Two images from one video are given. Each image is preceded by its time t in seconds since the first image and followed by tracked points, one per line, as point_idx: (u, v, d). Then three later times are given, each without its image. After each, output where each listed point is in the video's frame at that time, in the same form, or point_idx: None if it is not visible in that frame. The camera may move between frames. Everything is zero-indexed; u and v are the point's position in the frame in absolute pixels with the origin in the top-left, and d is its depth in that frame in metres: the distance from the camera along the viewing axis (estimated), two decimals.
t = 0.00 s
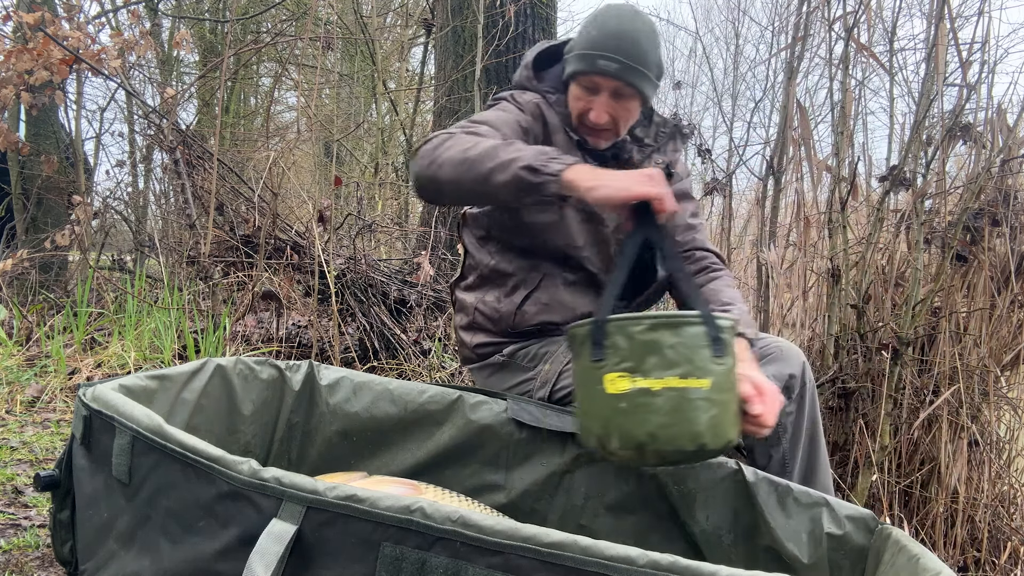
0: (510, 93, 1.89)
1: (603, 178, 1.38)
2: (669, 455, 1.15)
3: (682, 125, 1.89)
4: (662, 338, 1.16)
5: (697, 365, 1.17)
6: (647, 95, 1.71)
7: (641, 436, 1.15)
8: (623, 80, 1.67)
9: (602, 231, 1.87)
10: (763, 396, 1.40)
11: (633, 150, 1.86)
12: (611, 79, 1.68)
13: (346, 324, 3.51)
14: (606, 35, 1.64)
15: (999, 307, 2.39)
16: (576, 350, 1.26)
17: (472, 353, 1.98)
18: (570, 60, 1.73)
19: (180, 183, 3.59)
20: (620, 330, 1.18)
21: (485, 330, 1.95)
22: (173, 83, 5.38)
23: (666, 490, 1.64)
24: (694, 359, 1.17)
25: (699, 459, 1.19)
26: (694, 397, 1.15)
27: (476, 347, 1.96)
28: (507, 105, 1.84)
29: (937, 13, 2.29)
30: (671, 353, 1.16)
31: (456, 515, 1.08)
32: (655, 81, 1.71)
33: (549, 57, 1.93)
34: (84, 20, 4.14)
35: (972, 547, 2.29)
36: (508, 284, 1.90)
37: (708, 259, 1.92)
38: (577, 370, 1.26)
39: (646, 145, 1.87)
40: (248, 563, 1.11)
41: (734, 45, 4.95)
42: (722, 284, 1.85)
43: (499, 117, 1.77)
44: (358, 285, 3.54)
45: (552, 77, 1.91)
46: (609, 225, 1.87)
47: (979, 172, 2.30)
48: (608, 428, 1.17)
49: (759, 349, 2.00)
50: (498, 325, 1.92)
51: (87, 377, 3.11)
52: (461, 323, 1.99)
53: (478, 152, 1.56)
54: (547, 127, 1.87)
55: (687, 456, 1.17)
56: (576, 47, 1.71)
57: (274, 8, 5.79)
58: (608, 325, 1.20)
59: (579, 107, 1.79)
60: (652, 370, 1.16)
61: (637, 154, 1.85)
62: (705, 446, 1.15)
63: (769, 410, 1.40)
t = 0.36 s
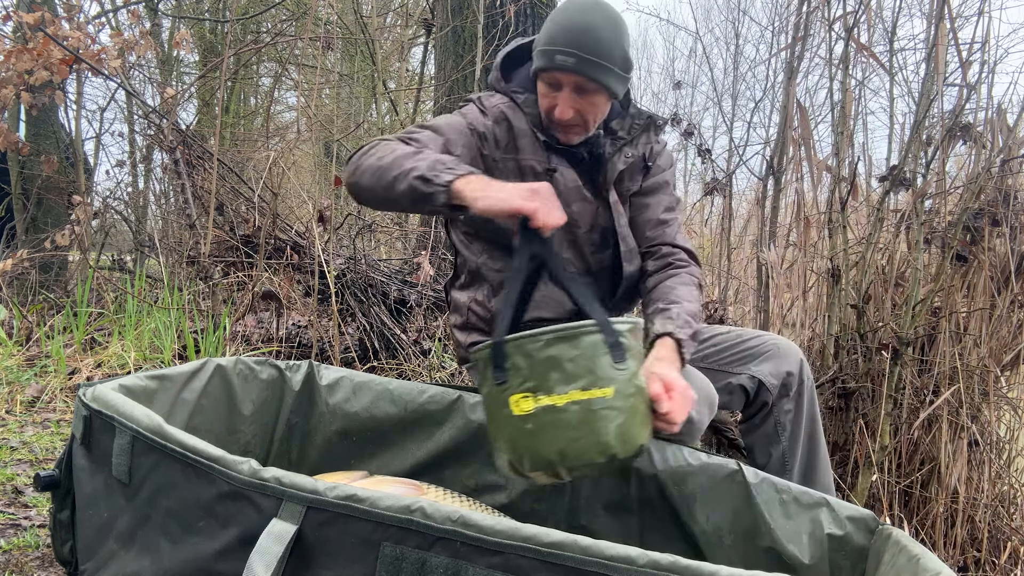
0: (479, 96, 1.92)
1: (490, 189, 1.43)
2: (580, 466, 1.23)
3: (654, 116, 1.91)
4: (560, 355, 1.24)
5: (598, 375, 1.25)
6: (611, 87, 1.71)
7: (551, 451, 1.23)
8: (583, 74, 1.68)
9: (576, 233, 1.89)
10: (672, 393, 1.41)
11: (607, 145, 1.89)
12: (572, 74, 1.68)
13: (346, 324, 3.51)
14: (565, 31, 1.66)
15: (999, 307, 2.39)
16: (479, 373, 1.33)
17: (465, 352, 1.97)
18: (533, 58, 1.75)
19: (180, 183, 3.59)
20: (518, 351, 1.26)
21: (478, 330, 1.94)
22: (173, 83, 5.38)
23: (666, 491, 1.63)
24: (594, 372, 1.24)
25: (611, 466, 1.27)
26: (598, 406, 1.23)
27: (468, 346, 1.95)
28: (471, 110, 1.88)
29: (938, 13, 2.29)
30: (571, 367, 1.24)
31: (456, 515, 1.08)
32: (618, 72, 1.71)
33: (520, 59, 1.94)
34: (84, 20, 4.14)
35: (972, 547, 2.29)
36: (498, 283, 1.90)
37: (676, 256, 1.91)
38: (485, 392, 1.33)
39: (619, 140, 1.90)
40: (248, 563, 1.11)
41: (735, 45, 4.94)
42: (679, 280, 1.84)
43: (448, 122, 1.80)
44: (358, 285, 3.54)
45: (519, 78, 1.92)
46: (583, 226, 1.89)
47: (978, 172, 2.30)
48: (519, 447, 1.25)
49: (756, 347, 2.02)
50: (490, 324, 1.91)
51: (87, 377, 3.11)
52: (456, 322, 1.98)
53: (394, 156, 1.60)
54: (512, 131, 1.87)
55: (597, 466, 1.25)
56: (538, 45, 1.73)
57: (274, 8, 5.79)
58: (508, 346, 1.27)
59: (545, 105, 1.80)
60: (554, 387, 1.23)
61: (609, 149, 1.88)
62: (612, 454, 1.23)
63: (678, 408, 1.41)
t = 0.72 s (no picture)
0: (465, 105, 1.96)
1: (413, 211, 1.45)
2: (522, 476, 1.26)
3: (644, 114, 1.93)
4: (490, 370, 1.31)
5: (531, 384, 1.30)
6: (591, 86, 1.74)
7: (494, 463, 1.26)
8: (561, 75, 1.71)
9: (564, 238, 1.92)
10: (611, 389, 1.43)
11: (595, 143, 1.90)
12: (551, 75, 1.71)
13: (347, 324, 3.51)
14: (543, 33, 1.70)
15: (999, 307, 2.39)
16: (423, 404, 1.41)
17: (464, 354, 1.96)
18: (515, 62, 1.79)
19: (180, 183, 3.59)
20: (451, 371, 1.33)
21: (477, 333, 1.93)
22: (172, 83, 5.38)
23: (666, 492, 1.63)
24: (526, 382, 1.30)
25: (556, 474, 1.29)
26: (534, 414, 1.28)
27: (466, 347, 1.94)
28: (452, 119, 1.91)
29: (938, 13, 2.29)
30: (502, 380, 1.30)
31: (456, 515, 1.08)
32: (598, 71, 1.74)
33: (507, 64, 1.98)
34: (84, 20, 4.15)
35: (972, 547, 2.29)
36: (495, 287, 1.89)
37: (660, 257, 1.89)
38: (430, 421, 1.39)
39: (608, 139, 1.91)
40: (248, 563, 1.11)
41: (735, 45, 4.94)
42: (658, 280, 1.82)
43: (422, 137, 1.83)
44: (358, 285, 3.55)
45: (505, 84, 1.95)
46: (570, 231, 1.92)
47: (978, 172, 2.30)
48: (463, 465, 1.29)
49: (754, 347, 2.02)
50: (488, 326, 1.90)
51: (87, 377, 3.11)
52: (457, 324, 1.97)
53: (351, 175, 1.64)
54: (494, 140, 1.89)
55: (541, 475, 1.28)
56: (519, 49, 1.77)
57: (274, 8, 5.79)
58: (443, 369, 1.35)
59: (528, 108, 1.83)
60: (489, 401, 1.30)
61: (597, 147, 1.90)
62: (554, 459, 1.27)
63: (617, 403, 1.43)
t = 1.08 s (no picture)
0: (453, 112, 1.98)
1: (372, 218, 1.48)
2: (494, 468, 1.28)
3: (628, 112, 1.97)
4: (450, 369, 1.33)
5: (492, 377, 1.32)
6: (572, 84, 1.76)
7: (468, 459, 1.29)
8: (542, 74, 1.73)
9: (554, 239, 1.92)
10: (579, 367, 1.43)
11: (582, 142, 1.90)
12: (533, 75, 1.74)
13: (346, 324, 3.51)
14: (524, 35, 1.73)
15: (999, 307, 2.40)
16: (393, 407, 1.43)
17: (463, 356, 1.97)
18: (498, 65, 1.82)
19: (180, 183, 3.59)
20: (413, 374, 1.35)
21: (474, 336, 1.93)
22: (173, 83, 5.38)
23: (666, 492, 1.62)
24: (488, 375, 1.32)
25: (531, 461, 1.31)
26: (499, 406, 1.30)
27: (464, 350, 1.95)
28: (439, 127, 1.93)
29: (938, 13, 2.29)
30: (463, 377, 1.32)
31: (456, 515, 1.08)
32: (578, 69, 1.76)
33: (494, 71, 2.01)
34: (84, 20, 4.15)
35: (972, 547, 2.29)
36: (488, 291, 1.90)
37: (649, 252, 1.88)
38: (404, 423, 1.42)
39: (595, 137, 1.92)
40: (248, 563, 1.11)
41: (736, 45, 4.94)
42: (646, 275, 1.80)
43: (408, 144, 1.85)
44: (358, 285, 3.54)
45: (491, 91, 1.98)
46: (559, 232, 1.91)
47: (978, 172, 2.30)
48: (440, 466, 1.32)
49: (759, 349, 2.02)
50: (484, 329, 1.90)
51: (87, 377, 3.11)
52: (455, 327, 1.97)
53: (329, 180, 1.67)
54: (480, 146, 1.91)
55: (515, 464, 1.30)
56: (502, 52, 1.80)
57: (274, 8, 5.79)
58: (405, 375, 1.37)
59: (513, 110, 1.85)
60: (452, 400, 1.32)
61: (584, 146, 1.91)
62: (524, 447, 1.28)
63: (585, 381, 1.42)
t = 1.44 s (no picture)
0: (445, 115, 1.98)
1: (350, 224, 1.49)
2: (491, 454, 1.28)
3: (619, 109, 1.96)
4: (434, 363, 1.34)
5: (476, 366, 1.33)
6: (560, 84, 1.77)
7: (463, 450, 1.29)
8: (530, 75, 1.74)
9: (548, 238, 1.92)
10: (562, 347, 1.44)
11: (574, 140, 1.90)
12: (521, 76, 1.75)
13: (347, 324, 3.52)
14: (510, 36, 1.74)
15: (999, 307, 2.40)
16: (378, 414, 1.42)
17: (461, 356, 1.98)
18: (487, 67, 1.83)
19: (180, 183, 3.59)
20: (397, 374, 1.36)
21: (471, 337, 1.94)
22: (173, 83, 5.38)
23: (666, 492, 1.62)
24: (473, 364, 1.33)
25: (524, 445, 1.32)
26: (488, 393, 1.31)
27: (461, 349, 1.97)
28: (432, 130, 1.93)
29: (938, 13, 2.28)
30: (448, 369, 1.33)
31: (456, 515, 1.08)
32: (566, 69, 1.77)
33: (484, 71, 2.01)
34: (84, 20, 4.15)
35: (972, 547, 2.29)
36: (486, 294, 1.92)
37: (645, 244, 1.87)
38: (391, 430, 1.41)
39: (586, 136, 1.92)
40: (248, 563, 1.11)
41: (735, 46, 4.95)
42: (641, 267, 1.79)
43: (402, 148, 1.85)
44: (358, 285, 3.54)
45: (482, 93, 1.98)
46: (553, 231, 1.92)
47: (978, 172, 2.30)
48: (434, 462, 1.31)
49: (761, 349, 2.02)
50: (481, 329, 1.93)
51: (87, 377, 3.11)
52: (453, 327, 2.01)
53: (320, 187, 1.67)
54: (473, 148, 1.90)
55: (511, 447, 1.30)
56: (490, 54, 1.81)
57: (274, 8, 5.79)
58: (388, 377, 1.37)
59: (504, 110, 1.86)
60: (440, 394, 1.32)
61: (577, 144, 1.91)
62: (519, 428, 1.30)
63: (569, 359, 1.42)
